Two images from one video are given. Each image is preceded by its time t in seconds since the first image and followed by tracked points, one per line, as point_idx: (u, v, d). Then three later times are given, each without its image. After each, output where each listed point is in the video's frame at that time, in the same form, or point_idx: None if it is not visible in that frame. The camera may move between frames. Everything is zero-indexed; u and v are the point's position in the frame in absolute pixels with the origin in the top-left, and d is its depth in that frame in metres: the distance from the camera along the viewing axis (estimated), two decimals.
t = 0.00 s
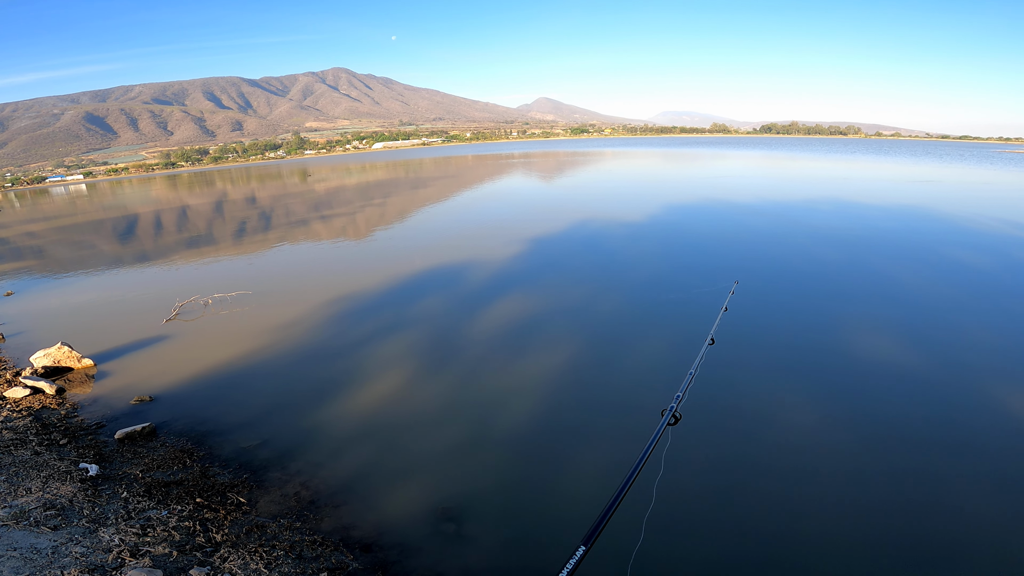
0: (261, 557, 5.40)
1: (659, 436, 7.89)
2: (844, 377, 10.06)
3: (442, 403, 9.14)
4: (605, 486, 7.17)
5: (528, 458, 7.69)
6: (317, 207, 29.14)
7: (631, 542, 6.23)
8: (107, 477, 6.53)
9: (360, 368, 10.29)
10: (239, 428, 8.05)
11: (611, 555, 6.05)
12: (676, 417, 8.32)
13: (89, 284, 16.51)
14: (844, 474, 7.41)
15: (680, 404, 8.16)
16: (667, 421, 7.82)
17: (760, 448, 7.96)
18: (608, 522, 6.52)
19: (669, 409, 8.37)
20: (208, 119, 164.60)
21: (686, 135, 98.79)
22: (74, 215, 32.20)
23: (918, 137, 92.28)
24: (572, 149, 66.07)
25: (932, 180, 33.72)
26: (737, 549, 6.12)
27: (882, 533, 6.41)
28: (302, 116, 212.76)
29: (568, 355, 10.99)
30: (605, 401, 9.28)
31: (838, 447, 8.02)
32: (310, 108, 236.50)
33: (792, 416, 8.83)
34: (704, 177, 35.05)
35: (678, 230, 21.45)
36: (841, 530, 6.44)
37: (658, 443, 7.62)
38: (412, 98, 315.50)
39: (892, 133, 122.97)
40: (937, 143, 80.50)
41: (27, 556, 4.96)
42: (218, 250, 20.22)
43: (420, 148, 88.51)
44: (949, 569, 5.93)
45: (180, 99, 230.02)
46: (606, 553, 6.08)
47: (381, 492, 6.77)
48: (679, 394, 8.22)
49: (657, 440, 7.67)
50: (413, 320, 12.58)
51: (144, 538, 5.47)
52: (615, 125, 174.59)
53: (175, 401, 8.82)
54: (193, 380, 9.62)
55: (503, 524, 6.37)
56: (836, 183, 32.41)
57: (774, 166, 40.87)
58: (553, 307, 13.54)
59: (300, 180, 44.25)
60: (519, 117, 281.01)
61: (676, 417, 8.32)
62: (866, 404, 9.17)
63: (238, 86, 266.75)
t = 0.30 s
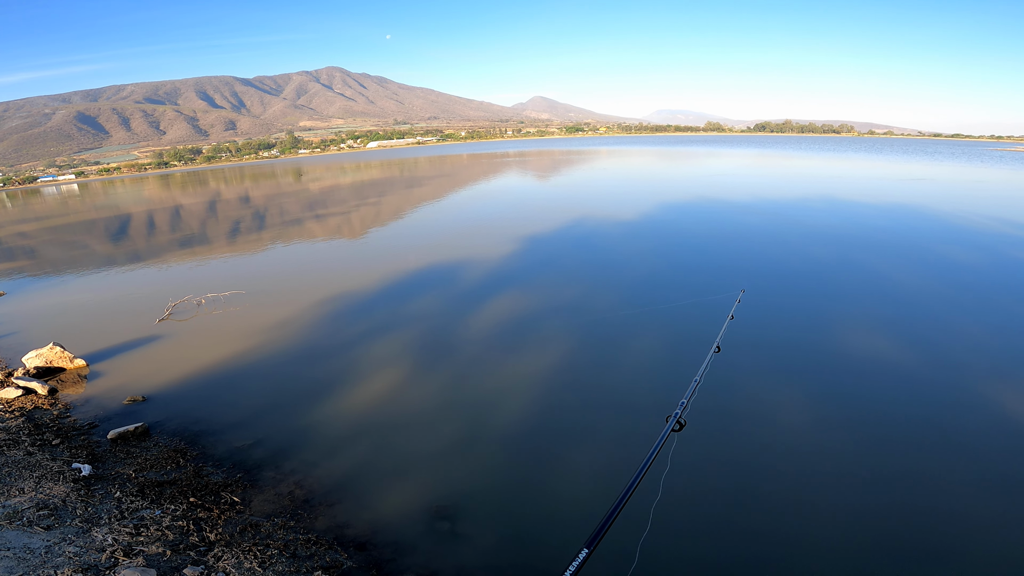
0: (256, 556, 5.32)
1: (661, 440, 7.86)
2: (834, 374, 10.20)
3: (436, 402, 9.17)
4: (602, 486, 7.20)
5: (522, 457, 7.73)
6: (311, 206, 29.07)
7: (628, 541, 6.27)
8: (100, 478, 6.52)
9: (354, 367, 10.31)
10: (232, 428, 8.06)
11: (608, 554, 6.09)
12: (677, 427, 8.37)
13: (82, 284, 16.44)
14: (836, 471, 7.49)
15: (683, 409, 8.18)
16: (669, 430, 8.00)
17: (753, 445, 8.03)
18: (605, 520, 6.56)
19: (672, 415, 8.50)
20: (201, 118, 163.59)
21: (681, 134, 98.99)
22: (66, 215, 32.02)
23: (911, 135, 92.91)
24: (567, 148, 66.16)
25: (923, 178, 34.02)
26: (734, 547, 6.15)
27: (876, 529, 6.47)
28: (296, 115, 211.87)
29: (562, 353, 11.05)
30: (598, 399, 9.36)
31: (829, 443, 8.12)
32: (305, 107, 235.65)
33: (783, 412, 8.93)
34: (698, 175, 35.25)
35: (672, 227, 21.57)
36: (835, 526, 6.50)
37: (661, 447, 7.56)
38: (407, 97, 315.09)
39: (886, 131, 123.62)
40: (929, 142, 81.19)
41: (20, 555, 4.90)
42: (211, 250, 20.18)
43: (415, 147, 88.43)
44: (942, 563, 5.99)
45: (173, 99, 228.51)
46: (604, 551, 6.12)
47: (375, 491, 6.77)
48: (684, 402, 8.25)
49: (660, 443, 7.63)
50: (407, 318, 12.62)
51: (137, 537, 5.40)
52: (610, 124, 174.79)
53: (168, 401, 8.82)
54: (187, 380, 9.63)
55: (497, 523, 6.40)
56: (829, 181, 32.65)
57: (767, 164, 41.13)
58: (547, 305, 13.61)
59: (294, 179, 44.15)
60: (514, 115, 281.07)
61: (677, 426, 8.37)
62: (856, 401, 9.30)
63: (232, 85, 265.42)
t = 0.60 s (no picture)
0: (252, 555, 5.32)
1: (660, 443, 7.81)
2: (828, 371, 10.30)
3: (431, 400, 9.20)
4: (598, 485, 7.23)
5: (517, 455, 7.78)
6: (307, 206, 29.01)
7: (624, 540, 6.31)
8: (95, 477, 6.51)
9: (350, 365, 10.33)
10: (228, 427, 8.07)
11: (605, 553, 6.12)
12: (676, 429, 8.31)
13: (77, 284, 16.40)
14: (829, 469, 7.56)
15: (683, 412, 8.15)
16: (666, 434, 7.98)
17: (747, 443, 8.10)
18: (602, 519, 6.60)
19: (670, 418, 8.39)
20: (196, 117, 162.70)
21: (677, 132, 99.22)
22: (60, 215, 31.85)
23: (905, 134, 93.36)
24: (563, 146, 66.22)
25: (916, 176, 34.30)
26: (729, 546, 6.19)
27: (870, 527, 6.53)
28: (292, 114, 211.21)
29: (557, 351, 11.10)
30: (593, 397, 9.40)
31: (823, 441, 8.20)
32: (300, 106, 234.97)
33: (777, 410, 9.02)
34: (693, 173, 35.42)
35: (667, 225, 21.69)
36: (829, 524, 6.56)
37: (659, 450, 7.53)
38: (403, 96, 314.35)
39: (880, 129, 124.29)
40: (923, 140, 81.81)
41: (17, 555, 4.91)
42: (207, 249, 20.17)
43: (411, 145, 88.41)
44: (932, 560, 6.07)
45: (167, 98, 227.21)
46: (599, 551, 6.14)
47: (371, 489, 6.79)
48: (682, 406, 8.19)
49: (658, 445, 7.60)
50: (403, 317, 12.65)
51: (133, 536, 5.39)
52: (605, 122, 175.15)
53: (163, 400, 8.82)
54: (182, 379, 9.63)
55: (493, 521, 6.43)
56: (823, 179, 32.89)
57: (762, 162, 41.33)
58: (543, 303, 13.67)
59: (289, 179, 44.04)
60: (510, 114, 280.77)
61: (677, 429, 8.31)
62: (849, 398, 9.40)
63: (226, 83, 264.19)
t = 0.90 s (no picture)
0: (248, 552, 5.34)
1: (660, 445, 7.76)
2: (823, 369, 10.36)
3: (427, 398, 9.24)
4: (595, 482, 7.27)
5: (512, 453, 7.82)
6: (304, 204, 28.98)
7: (619, 537, 6.36)
8: (91, 475, 6.53)
9: (346, 364, 10.35)
10: (225, 425, 8.10)
11: (600, 551, 6.15)
12: (676, 433, 8.09)
13: (73, 283, 16.39)
14: (823, 466, 7.61)
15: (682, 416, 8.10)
16: (667, 437, 7.79)
17: (741, 441, 8.16)
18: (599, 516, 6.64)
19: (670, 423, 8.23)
20: (194, 116, 162.17)
21: (675, 131, 99.28)
22: (56, 215, 31.78)
23: (902, 132, 93.52)
24: (560, 145, 66.24)
25: (912, 174, 34.42)
26: (725, 544, 6.23)
27: (864, 524, 6.58)
28: (289, 113, 210.90)
29: (552, 349, 11.13)
30: (589, 395, 9.44)
31: (817, 439, 8.25)
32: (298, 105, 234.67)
33: (772, 408, 9.07)
34: (690, 171, 35.49)
35: (664, 224, 21.74)
36: (823, 521, 6.62)
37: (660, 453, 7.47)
38: (401, 95, 313.96)
39: (877, 127, 124.46)
40: (919, 139, 82.18)
41: (13, 552, 4.92)
42: (204, 248, 20.17)
43: (408, 144, 88.27)
44: (924, 556, 6.14)
45: (165, 97, 226.45)
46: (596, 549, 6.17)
47: (367, 486, 6.82)
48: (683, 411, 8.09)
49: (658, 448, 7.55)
50: (399, 316, 12.67)
51: (129, 533, 5.41)
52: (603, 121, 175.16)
53: (159, 399, 8.83)
54: (179, 378, 9.64)
55: (488, 518, 6.46)
56: (819, 177, 32.95)
57: (759, 160, 41.43)
58: (539, 301, 13.72)
59: (286, 177, 43.99)
60: (508, 112, 280.58)
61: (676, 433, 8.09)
62: (843, 395, 9.46)
63: (224, 82, 263.42)
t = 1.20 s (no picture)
0: (240, 547, 5.39)
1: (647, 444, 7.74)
2: (814, 368, 10.43)
3: (420, 396, 9.29)
4: (584, 479, 7.34)
5: (504, 451, 7.87)
6: (301, 204, 29.01)
7: (609, 533, 6.43)
8: (86, 473, 6.57)
9: (340, 362, 10.40)
10: (219, 423, 8.15)
11: (589, 548, 6.21)
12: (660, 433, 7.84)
13: (69, 283, 16.41)
14: (812, 464, 7.69)
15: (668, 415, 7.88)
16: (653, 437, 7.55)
17: (732, 439, 8.23)
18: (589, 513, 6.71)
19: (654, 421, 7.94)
20: (191, 116, 161.80)
21: (673, 130, 99.42)
22: (52, 214, 31.76)
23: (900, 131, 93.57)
24: (558, 144, 66.30)
25: (908, 173, 34.52)
26: (712, 540, 6.31)
27: (851, 521, 6.66)
28: (287, 112, 210.65)
29: (546, 348, 11.19)
30: (581, 394, 9.49)
31: (807, 437, 8.32)
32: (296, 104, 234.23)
33: (763, 406, 9.15)
34: (687, 171, 35.61)
35: (659, 223, 21.82)
36: (810, 517, 6.70)
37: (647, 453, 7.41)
38: (399, 94, 313.59)
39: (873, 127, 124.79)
40: (915, 138, 82.48)
41: (7, 549, 4.96)
42: (200, 248, 20.20)
43: (406, 144, 88.26)
44: (909, 551, 6.22)
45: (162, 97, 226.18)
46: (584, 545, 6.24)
47: (359, 483, 6.87)
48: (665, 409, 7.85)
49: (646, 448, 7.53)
50: (393, 315, 12.71)
51: (123, 530, 5.46)
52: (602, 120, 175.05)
53: (154, 397, 8.88)
54: (174, 377, 9.69)
55: (480, 514, 6.52)
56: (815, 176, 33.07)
57: (756, 160, 41.53)
58: (534, 299, 13.78)
59: (283, 177, 43.97)
60: (507, 112, 280.41)
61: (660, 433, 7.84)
62: (833, 394, 9.54)
63: (221, 81, 263.06)
